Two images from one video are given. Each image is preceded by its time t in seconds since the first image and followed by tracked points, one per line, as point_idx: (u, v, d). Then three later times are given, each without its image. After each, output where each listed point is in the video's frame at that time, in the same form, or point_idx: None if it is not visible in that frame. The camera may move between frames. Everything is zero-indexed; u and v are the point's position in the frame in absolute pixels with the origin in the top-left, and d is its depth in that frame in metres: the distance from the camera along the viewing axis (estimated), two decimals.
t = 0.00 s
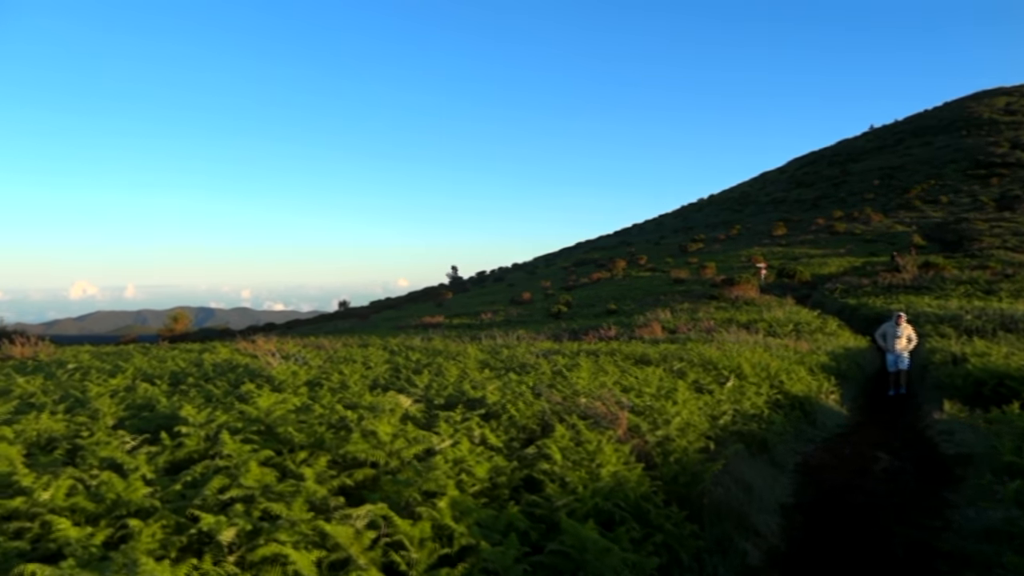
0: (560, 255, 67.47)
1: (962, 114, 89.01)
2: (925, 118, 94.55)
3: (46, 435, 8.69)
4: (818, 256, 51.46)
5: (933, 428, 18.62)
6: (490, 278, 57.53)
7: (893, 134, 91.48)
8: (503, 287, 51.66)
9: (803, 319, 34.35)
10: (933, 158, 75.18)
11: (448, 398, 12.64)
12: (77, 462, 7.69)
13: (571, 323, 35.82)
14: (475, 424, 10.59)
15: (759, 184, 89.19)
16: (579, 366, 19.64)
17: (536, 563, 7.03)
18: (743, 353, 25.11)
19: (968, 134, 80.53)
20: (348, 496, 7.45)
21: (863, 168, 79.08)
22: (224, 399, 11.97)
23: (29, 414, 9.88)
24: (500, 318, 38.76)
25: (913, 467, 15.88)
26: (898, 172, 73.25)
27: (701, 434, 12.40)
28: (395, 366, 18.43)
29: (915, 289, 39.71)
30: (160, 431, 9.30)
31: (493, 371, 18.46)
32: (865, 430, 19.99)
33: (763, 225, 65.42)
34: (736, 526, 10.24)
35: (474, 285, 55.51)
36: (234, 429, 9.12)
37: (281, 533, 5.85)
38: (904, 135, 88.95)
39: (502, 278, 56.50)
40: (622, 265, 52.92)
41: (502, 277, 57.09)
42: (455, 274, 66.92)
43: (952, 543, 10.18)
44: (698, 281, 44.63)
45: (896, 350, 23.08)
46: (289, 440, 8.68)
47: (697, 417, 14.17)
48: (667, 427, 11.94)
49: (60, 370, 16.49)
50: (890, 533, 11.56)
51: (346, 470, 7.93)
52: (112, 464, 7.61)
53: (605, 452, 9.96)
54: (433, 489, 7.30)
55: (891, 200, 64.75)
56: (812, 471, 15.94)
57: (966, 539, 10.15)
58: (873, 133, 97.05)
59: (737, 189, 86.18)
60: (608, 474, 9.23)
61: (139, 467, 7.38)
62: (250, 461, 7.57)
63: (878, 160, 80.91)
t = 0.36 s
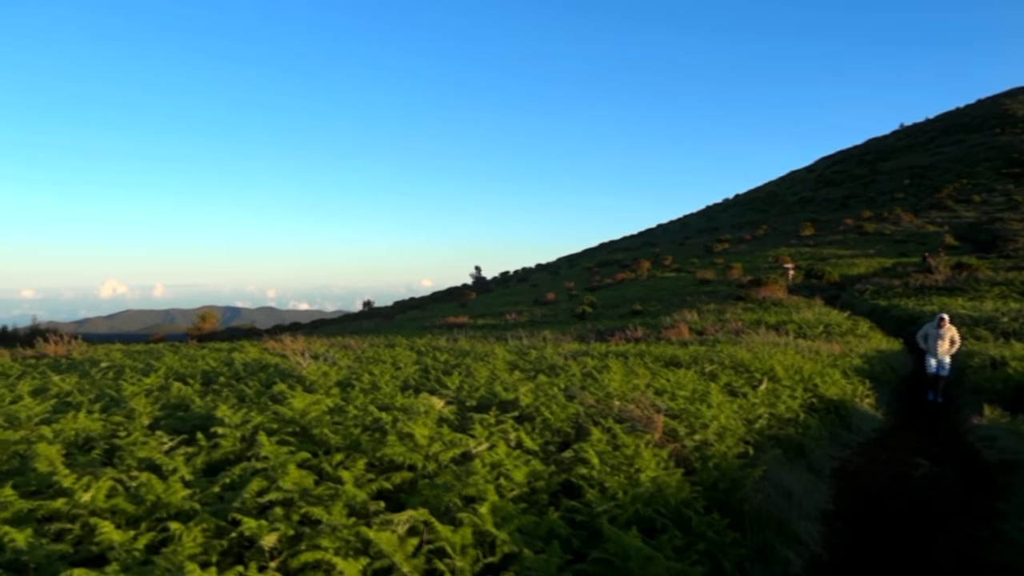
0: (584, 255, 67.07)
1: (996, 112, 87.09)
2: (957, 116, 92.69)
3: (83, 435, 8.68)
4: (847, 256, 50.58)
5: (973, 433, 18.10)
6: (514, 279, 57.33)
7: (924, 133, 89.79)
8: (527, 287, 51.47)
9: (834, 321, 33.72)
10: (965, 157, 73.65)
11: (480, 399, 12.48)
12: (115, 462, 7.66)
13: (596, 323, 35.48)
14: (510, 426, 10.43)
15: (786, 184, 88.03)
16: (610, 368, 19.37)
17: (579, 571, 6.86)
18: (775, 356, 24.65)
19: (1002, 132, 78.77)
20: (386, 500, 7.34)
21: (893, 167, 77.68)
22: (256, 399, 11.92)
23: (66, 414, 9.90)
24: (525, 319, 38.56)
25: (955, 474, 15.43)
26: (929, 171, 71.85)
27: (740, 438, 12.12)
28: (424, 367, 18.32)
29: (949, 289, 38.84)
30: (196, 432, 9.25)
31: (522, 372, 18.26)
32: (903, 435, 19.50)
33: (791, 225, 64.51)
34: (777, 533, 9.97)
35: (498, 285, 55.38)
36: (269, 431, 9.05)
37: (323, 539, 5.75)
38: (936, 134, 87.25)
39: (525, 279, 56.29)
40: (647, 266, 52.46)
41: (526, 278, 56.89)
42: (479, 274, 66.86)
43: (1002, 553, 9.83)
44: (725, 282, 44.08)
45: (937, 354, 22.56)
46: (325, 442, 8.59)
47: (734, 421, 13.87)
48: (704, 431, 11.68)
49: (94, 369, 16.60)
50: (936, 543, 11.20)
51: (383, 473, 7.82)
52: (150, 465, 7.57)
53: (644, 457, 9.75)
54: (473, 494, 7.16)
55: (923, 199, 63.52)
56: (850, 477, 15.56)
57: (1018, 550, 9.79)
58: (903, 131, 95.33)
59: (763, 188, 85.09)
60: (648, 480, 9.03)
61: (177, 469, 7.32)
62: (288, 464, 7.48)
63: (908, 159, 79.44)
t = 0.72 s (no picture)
0: (597, 264, 66.81)
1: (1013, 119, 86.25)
2: (974, 124, 91.86)
3: (107, 444, 8.63)
4: (865, 265, 50.09)
5: (1001, 446, 17.75)
6: (527, 287, 57.15)
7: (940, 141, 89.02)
8: (541, 296, 51.31)
9: (853, 331, 33.31)
10: (983, 165, 72.92)
11: (502, 410, 12.34)
12: (141, 473, 7.60)
13: (612, 333, 35.23)
14: (534, 438, 10.29)
15: (801, 192, 87.47)
16: (629, 378, 19.16)
17: None
18: (794, 366, 24.33)
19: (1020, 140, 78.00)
20: (413, 513, 7.24)
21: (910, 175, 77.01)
22: (277, 409, 11.84)
23: (89, 423, 9.87)
24: (540, 328, 38.41)
25: (984, 488, 15.11)
26: (946, 180, 71.19)
27: (766, 451, 11.91)
28: (442, 376, 18.20)
29: (969, 299, 38.34)
30: (220, 442, 9.18)
31: (541, 382, 18.10)
32: (928, 448, 19.16)
33: (807, 234, 64.03)
34: (808, 549, 9.77)
35: (511, 294, 55.27)
36: (293, 441, 8.96)
37: (353, 555, 5.66)
38: (953, 142, 86.50)
39: (539, 287, 56.13)
40: (662, 275, 52.18)
41: (540, 286, 56.73)
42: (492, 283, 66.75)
43: None
44: (740, 291, 43.73)
45: (965, 367, 22.12)
46: (349, 453, 8.49)
47: (758, 433, 13.63)
48: (730, 443, 11.48)
49: (114, 377, 16.61)
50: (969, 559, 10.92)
51: (409, 486, 7.72)
52: (176, 476, 7.51)
53: (671, 470, 9.58)
54: (502, 508, 7.04)
55: (940, 208, 62.89)
56: (876, 491, 15.27)
57: None
58: (920, 139, 94.59)
59: (778, 197, 84.56)
60: (676, 493, 8.86)
61: (202, 480, 7.25)
62: (314, 476, 7.39)
63: (925, 167, 78.74)
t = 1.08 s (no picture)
0: (617, 264, 66.42)
1: None
2: (1002, 125, 90.19)
3: (134, 439, 8.62)
4: (890, 268, 49.33)
5: None
6: (547, 287, 56.93)
7: (968, 142, 87.50)
8: (560, 296, 51.07)
9: (878, 334, 32.76)
10: (1012, 167, 71.57)
11: (526, 410, 12.18)
12: (167, 468, 7.57)
13: (632, 333, 34.97)
14: (560, 438, 10.14)
15: (824, 193, 86.40)
16: (652, 379, 18.91)
17: None
18: (820, 369, 23.93)
19: None
20: (441, 513, 7.14)
21: (936, 177, 75.77)
22: (301, 406, 11.79)
23: (116, 417, 9.89)
24: (559, 327, 38.22)
25: (1019, 496, 14.71)
26: (974, 182, 69.96)
27: (796, 455, 11.65)
28: (464, 375, 18.08)
29: (997, 303, 37.59)
30: (245, 438, 9.13)
31: (563, 382, 17.94)
32: (958, 454, 18.73)
33: (830, 236, 63.18)
34: (840, 555, 9.53)
35: (530, 293, 55.11)
36: (318, 438, 8.90)
37: (382, 557, 5.58)
38: (980, 144, 85.02)
39: (558, 287, 55.90)
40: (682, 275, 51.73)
41: (560, 286, 56.49)
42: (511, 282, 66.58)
43: None
44: (762, 292, 43.21)
45: (997, 373, 21.53)
46: (375, 451, 8.41)
47: (787, 436, 13.35)
48: (760, 447, 11.24)
49: (139, 371, 16.69)
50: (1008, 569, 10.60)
51: (435, 485, 7.62)
52: (202, 471, 7.47)
53: (701, 473, 9.38)
54: (531, 511, 6.92)
55: (967, 210, 61.80)
56: (907, 497, 14.92)
57: None
58: (946, 141, 93.03)
59: (801, 199, 83.56)
60: (706, 497, 8.66)
61: (229, 476, 7.21)
62: (340, 474, 7.31)
63: (952, 169, 77.44)
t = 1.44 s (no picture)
0: (660, 267, 65.51)
1: None
2: None
3: (183, 437, 8.64)
4: (945, 272, 47.60)
5: None
6: (588, 289, 56.45)
7: None
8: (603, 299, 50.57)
9: (934, 340, 31.56)
10: None
11: (573, 413, 11.92)
12: (215, 467, 7.55)
13: (677, 337, 34.35)
14: (609, 443, 9.86)
15: (875, 195, 84.01)
16: (700, 384, 18.45)
17: None
18: (874, 376, 23.10)
19: None
20: (489, 520, 6.97)
21: (994, 178, 73.01)
22: (346, 407, 11.73)
23: (166, 415, 9.95)
24: (602, 330, 37.79)
25: None
26: None
27: (856, 466, 11.14)
28: (508, 377, 17.89)
29: None
30: (292, 438, 9.09)
31: (609, 386, 17.59)
32: None
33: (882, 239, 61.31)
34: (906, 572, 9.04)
35: (572, 296, 54.73)
36: (364, 440, 8.80)
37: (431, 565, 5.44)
38: None
39: (600, 290, 55.35)
40: (728, 279, 50.74)
41: (602, 289, 56.00)
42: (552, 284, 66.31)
43: None
44: (811, 296, 42.10)
45: None
46: (421, 454, 8.27)
47: (844, 446, 12.82)
48: (817, 456, 10.78)
49: (190, 370, 16.95)
50: None
51: (483, 490, 7.46)
52: (249, 471, 7.43)
53: (757, 483, 9.00)
54: (583, 520, 6.70)
55: None
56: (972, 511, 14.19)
57: None
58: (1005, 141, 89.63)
59: (850, 201, 81.29)
60: (764, 508, 8.30)
61: (276, 477, 7.15)
62: (387, 477, 7.19)
63: (1011, 170, 74.53)
